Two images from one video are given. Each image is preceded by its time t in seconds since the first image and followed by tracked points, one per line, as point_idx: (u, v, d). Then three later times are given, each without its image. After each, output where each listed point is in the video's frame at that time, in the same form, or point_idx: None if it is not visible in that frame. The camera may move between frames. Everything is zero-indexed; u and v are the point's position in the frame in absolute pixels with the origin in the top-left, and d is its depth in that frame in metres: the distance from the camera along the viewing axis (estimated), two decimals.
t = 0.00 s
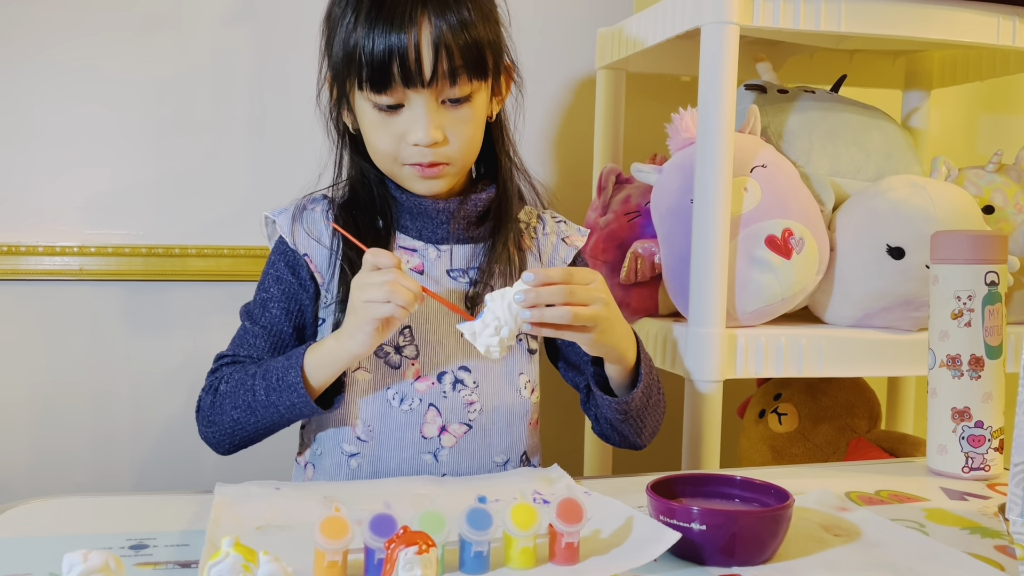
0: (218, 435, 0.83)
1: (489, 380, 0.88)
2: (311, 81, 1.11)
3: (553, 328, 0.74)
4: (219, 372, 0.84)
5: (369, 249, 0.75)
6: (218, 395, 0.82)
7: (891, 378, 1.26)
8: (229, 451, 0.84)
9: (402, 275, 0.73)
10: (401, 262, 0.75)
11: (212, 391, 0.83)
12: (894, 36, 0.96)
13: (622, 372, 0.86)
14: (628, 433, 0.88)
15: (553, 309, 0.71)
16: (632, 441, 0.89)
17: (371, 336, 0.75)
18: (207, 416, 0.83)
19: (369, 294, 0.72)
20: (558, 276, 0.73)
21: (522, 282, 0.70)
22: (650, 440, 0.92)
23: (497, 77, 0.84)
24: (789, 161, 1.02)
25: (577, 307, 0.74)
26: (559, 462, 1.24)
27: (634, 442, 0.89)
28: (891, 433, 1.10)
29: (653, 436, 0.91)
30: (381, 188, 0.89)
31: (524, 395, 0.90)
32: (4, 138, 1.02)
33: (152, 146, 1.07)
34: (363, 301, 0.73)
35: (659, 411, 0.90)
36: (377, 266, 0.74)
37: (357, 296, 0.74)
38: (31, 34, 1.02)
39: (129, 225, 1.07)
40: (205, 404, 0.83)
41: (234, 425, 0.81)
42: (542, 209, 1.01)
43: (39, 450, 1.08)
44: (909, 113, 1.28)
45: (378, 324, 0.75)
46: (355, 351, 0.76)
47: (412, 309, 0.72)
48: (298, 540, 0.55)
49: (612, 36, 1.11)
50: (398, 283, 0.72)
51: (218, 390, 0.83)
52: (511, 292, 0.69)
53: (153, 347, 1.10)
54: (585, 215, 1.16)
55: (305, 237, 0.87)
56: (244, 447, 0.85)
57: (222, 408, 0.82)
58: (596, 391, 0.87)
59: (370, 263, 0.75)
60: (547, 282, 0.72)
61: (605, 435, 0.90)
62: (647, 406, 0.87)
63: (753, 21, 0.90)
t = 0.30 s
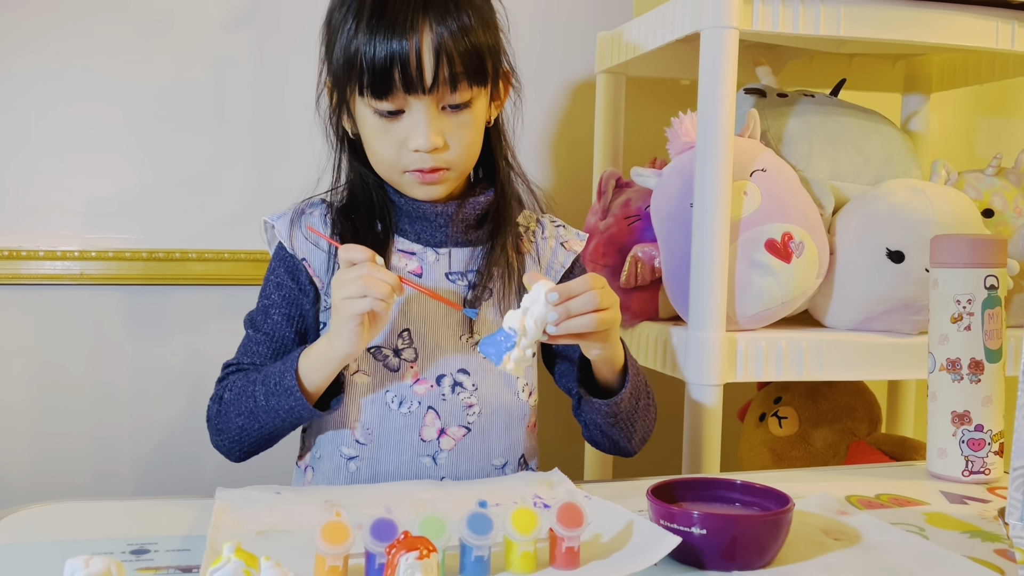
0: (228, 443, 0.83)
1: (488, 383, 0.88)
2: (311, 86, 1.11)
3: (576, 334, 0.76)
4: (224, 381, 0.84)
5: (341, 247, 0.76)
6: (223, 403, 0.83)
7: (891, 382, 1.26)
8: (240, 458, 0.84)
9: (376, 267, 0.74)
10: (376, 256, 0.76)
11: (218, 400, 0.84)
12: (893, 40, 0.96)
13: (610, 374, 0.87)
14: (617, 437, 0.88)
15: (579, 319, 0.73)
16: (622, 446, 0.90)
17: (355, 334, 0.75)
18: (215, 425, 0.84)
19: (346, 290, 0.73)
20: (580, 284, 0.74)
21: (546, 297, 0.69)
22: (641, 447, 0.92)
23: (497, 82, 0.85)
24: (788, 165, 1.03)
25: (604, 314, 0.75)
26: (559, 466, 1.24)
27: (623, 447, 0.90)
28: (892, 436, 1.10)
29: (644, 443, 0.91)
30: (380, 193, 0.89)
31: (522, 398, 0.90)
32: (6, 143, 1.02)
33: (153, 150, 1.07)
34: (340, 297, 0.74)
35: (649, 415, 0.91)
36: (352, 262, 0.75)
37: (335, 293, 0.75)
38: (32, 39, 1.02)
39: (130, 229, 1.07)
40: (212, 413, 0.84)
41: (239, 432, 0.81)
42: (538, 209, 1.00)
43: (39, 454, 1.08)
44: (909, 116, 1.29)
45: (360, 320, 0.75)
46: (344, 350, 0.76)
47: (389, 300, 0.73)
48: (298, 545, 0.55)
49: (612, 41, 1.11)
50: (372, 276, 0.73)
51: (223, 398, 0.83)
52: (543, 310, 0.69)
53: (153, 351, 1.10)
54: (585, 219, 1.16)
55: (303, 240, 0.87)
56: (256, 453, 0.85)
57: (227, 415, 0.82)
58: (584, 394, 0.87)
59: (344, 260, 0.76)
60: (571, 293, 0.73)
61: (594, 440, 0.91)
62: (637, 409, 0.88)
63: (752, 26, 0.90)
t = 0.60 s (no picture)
0: (222, 447, 0.83)
1: (485, 386, 0.88)
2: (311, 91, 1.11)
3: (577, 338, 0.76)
4: (222, 384, 0.84)
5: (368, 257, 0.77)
6: (221, 408, 0.83)
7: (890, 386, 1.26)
8: (233, 463, 0.84)
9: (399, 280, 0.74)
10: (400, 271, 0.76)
11: (215, 404, 0.84)
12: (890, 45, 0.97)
13: (603, 373, 0.87)
14: (615, 437, 0.88)
15: (575, 322, 0.73)
16: (622, 447, 0.90)
17: (367, 347, 0.75)
18: (211, 428, 0.84)
19: (366, 300, 0.73)
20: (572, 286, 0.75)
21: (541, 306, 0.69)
22: (641, 447, 0.93)
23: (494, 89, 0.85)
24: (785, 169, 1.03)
25: (601, 314, 0.76)
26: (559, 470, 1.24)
27: (623, 449, 0.90)
28: (890, 440, 1.10)
29: (643, 443, 0.92)
30: (377, 198, 0.89)
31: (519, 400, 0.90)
32: (6, 149, 1.03)
33: (152, 155, 1.07)
34: (358, 306, 0.74)
35: (648, 415, 0.91)
36: (376, 273, 0.76)
37: (354, 302, 0.75)
38: (32, 46, 1.02)
39: (129, 234, 1.07)
40: (209, 416, 0.84)
41: (236, 437, 0.81)
42: (535, 215, 1.01)
43: (39, 459, 1.08)
44: (907, 120, 1.29)
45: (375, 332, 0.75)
46: (352, 361, 0.76)
47: (408, 314, 0.72)
48: (297, 550, 0.55)
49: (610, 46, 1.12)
50: (394, 288, 0.73)
51: (221, 402, 0.83)
52: (542, 317, 0.68)
53: (153, 356, 1.10)
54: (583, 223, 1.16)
55: (302, 246, 0.88)
56: (250, 458, 0.85)
57: (225, 420, 0.82)
58: (578, 394, 0.87)
59: (369, 271, 0.77)
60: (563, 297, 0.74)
61: (593, 442, 0.91)
62: (632, 408, 0.88)
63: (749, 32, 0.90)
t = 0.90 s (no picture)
0: (201, 439, 0.82)
1: (483, 390, 0.88)
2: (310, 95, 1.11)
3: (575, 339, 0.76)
4: (207, 376, 0.84)
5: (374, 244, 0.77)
6: (204, 398, 0.82)
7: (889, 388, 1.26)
8: (212, 458, 0.82)
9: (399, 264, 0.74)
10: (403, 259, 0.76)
11: (199, 394, 0.83)
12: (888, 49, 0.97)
13: (604, 374, 0.87)
14: (619, 437, 0.88)
15: (572, 323, 0.73)
16: (626, 448, 0.90)
17: (357, 330, 0.75)
18: (192, 420, 0.83)
19: (366, 277, 0.72)
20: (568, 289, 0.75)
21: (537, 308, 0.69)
22: (646, 447, 0.93)
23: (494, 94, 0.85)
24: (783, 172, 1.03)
25: (596, 315, 0.75)
26: (558, 473, 1.24)
27: (627, 449, 0.90)
28: (889, 443, 1.10)
29: (647, 444, 0.92)
30: (375, 202, 0.90)
31: (518, 404, 0.90)
32: (5, 153, 1.03)
33: (151, 159, 1.07)
34: (358, 284, 0.73)
35: (651, 415, 0.92)
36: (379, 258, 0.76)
37: (353, 281, 0.74)
38: (31, 49, 1.02)
39: (128, 238, 1.07)
40: (192, 407, 0.83)
41: (217, 427, 0.80)
42: (534, 218, 1.01)
43: (37, 462, 1.08)
44: (904, 123, 1.29)
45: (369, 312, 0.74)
46: (342, 343, 0.75)
47: (406, 296, 0.71)
48: (295, 554, 0.55)
49: (608, 49, 1.12)
50: (397, 269, 0.72)
51: (205, 392, 0.82)
52: (538, 323, 0.68)
53: (152, 360, 1.10)
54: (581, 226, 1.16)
55: (299, 247, 0.88)
56: (229, 456, 0.83)
57: (206, 410, 0.81)
58: (579, 395, 0.87)
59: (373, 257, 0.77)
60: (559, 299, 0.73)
61: (598, 443, 0.91)
62: (634, 408, 0.88)
63: (747, 35, 0.91)
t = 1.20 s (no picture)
0: (186, 433, 0.81)
1: (485, 396, 0.88)
2: (309, 100, 1.12)
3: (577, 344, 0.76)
4: (199, 369, 0.84)
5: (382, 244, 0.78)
6: (193, 390, 0.82)
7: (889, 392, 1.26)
8: (195, 454, 0.82)
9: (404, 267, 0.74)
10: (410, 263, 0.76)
11: (188, 387, 0.83)
12: (887, 53, 0.97)
13: (609, 378, 0.87)
14: (626, 440, 0.88)
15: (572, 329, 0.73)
16: (633, 451, 0.90)
17: (355, 327, 0.75)
18: (179, 412, 0.83)
19: (373, 273, 0.73)
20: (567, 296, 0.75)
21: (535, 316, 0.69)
22: (653, 450, 0.93)
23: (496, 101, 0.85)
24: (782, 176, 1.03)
25: (596, 319, 0.76)
26: (558, 477, 1.24)
27: (635, 452, 0.90)
28: (888, 447, 1.10)
29: (654, 446, 0.92)
30: (377, 206, 0.90)
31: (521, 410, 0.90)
32: (4, 159, 1.03)
33: (150, 164, 1.07)
34: (361, 279, 0.73)
35: (657, 417, 0.92)
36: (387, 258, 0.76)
37: (357, 276, 0.74)
38: (31, 55, 1.03)
39: (129, 243, 1.08)
40: (181, 400, 0.83)
41: (203, 420, 0.80)
42: (537, 224, 1.01)
43: (37, 468, 1.08)
44: (903, 126, 1.29)
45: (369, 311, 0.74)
46: (338, 339, 0.75)
47: (408, 299, 0.71)
48: (295, 559, 0.55)
49: (608, 53, 1.12)
50: (404, 271, 0.72)
51: (194, 384, 0.82)
52: (538, 330, 0.68)
53: (151, 365, 1.10)
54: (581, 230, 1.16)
55: (301, 251, 0.88)
56: (211, 453, 0.83)
57: (194, 402, 0.81)
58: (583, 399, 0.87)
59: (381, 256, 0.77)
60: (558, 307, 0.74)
61: (605, 447, 0.91)
62: (640, 411, 0.88)
63: (746, 40, 0.91)
